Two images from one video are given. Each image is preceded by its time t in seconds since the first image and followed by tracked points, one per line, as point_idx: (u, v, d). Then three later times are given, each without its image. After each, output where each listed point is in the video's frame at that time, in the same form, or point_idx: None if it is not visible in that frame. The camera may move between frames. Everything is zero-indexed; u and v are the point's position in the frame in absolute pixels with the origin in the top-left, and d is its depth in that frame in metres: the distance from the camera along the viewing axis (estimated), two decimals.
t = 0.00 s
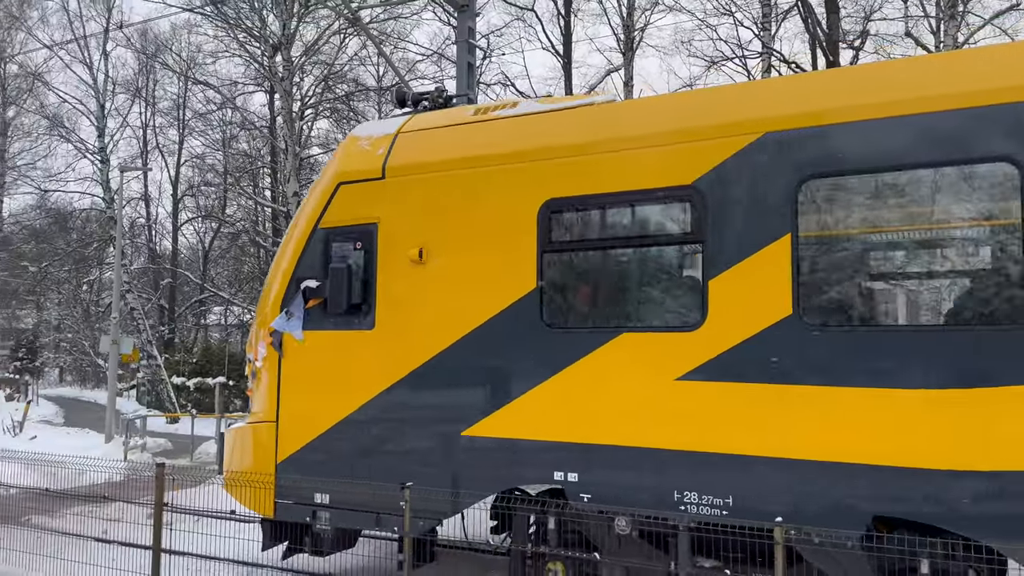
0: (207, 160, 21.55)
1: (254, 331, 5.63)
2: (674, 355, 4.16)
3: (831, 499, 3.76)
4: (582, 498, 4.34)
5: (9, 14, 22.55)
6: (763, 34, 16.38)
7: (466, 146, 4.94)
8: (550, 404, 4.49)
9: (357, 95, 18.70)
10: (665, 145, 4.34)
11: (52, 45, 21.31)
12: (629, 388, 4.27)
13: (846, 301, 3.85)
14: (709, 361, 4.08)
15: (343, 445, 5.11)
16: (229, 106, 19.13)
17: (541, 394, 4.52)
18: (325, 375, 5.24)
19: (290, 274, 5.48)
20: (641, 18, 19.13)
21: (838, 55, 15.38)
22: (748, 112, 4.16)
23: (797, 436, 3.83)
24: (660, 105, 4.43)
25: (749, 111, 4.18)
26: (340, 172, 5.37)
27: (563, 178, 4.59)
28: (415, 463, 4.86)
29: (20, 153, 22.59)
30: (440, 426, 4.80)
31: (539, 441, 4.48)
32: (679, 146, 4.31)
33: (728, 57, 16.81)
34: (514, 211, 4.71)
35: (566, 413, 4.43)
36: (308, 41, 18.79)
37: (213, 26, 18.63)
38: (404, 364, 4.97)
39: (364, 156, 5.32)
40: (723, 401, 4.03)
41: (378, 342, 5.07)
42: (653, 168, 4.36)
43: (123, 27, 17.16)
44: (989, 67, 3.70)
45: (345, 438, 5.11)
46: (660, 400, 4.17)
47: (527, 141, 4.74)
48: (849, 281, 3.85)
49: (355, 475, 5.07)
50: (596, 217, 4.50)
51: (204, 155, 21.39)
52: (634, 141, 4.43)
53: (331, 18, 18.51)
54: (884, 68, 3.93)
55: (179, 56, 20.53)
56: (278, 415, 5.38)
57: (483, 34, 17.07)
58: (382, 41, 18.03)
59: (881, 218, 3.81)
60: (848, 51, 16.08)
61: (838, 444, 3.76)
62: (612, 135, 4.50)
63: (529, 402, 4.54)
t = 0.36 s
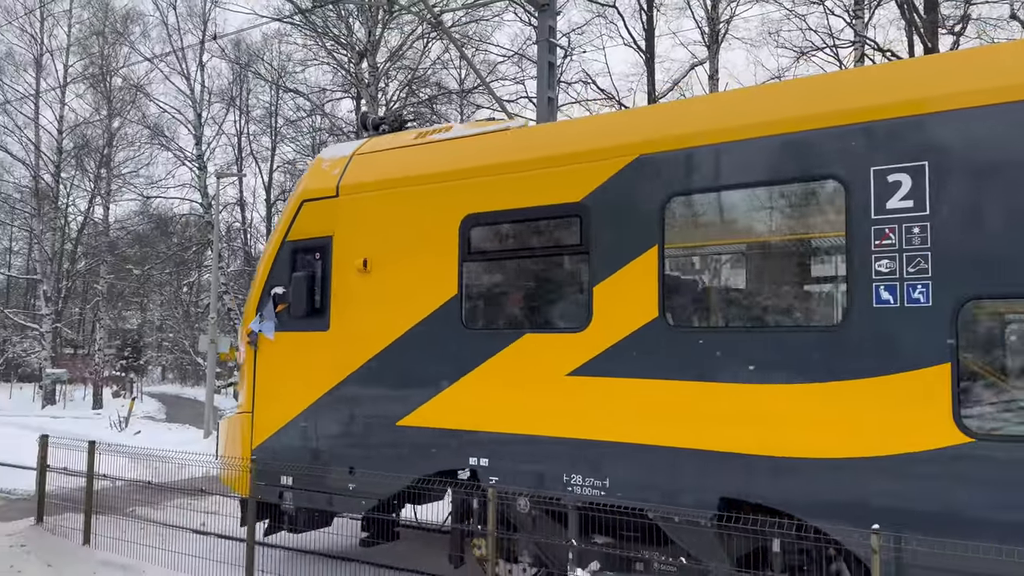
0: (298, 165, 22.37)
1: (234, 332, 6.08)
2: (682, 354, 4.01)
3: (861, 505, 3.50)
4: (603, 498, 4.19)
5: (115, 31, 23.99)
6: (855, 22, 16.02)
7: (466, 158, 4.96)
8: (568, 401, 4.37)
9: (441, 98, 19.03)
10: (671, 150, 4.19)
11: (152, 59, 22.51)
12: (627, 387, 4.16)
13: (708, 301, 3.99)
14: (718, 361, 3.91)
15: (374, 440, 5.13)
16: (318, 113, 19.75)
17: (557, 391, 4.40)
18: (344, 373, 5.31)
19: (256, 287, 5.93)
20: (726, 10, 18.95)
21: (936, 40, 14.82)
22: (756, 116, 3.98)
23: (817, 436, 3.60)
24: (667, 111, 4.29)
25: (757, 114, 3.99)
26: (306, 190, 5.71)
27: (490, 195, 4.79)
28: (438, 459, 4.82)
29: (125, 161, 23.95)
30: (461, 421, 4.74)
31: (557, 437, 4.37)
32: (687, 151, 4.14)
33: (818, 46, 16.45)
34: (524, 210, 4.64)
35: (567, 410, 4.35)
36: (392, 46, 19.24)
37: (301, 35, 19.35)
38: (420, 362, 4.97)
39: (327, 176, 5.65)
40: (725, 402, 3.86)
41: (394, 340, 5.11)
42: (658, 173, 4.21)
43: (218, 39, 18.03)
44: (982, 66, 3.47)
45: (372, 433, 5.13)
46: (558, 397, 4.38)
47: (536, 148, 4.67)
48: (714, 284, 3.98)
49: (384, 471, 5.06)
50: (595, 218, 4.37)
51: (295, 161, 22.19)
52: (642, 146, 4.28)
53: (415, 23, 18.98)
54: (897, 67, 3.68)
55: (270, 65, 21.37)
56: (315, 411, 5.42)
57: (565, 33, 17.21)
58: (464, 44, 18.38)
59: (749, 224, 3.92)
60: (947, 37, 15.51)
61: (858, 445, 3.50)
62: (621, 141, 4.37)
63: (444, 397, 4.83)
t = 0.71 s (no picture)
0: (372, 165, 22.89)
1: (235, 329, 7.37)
2: (689, 347, 4.43)
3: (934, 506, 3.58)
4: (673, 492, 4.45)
5: (197, 40, 25.05)
6: (940, 7, 15.60)
7: (541, 157, 5.30)
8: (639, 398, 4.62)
9: (510, 99, 19.13)
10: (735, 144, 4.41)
11: (232, 67, 23.39)
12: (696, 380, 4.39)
13: (636, 309, 4.70)
14: (723, 354, 4.30)
15: (454, 434, 5.48)
16: (390, 116, 20.10)
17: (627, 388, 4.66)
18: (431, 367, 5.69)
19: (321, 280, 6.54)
20: None
21: None
22: (815, 111, 4.17)
23: (878, 434, 3.75)
24: (731, 106, 4.51)
25: (816, 108, 4.17)
26: (287, 207, 6.94)
27: (417, 213, 5.89)
28: (515, 453, 5.14)
29: (207, 166, 24.92)
30: (537, 416, 5.05)
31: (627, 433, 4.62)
32: (751, 145, 4.35)
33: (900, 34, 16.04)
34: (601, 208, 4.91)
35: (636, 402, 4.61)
36: (462, 48, 19.48)
37: (374, 40, 19.80)
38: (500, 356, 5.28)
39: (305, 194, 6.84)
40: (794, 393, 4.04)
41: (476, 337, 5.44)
42: (725, 169, 4.42)
43: (295, 47, 18.64)
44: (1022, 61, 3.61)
45: (454, 427, 5.49)
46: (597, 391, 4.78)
47: (608, 146, 4.96)
48: (628, 291, 4.74)
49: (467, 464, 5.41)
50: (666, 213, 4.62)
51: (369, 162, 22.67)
52: (707, 142, 4.52)
53: (484, 24, 19.20)
54: (950, 62, 3.84)
55: (344, 70, 21.93)
56: (403, 406, 5.83)
57: (634, 29, 17.15)
58: (534, 44, 18.47)
59: (790, 225, 4.16)
60: None
61: (917, 442, 3.65)
62: (687, 137, 4.61)
63: (409, 389, 5.79)
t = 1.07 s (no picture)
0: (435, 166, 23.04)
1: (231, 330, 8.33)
2: (575, 344, 5.11)
3: None
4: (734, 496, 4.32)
5: (265, 47, 25.69)
6: None
7: (602, 153, 5.25)
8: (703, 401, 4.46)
9: (571, 97, 18.99)
10: (799, 138, 4.30)
11: (299, 72, 23.88)
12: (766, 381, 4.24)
13: (572, 305, 5.19)
14: (600, 349, 4.96)
15: (514, 433, 5.40)
16: (452, 117, 20.20)
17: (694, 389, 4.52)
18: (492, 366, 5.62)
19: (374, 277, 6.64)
20: None
21: None
22: (887, 103, 4.03)
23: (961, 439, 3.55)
24: (797, 99, 4.40)
25: (886, 99, 4.04)
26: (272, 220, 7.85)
27: (368, 229, 6.73)
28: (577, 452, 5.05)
29: (276, 170, 25.50)
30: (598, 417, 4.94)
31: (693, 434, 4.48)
32: (819, 138, 4.22)
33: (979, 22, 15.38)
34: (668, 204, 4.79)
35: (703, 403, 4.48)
36: (523, 47, 19.47)
37: (437, 42, 19.95)
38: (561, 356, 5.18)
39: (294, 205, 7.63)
40: (872, 396, 3.86)
41: (534, 336, 5.37)
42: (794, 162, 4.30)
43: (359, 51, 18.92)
44: None
45: (514, 426, 5.41)
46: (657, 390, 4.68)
47: (672, 140, 4.88)
48: (533, 294, 5.43)
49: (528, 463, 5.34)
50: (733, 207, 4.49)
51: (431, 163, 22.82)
52: (771, 135, 4.41)
53: (546, 23, 19.15)
54: None
55: (407, 73, 22.16)
56: (461, 404, 5.77)
57: (697, 24, 16.86)
58: (595, 41, 18.32)
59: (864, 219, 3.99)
60: None
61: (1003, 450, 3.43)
62: (752, 129, 4.51)
63: (364, 379, 6.60)
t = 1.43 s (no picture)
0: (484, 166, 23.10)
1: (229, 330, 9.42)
2: (486, 342, 6.00)
3: None
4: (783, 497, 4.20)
5: (318, 51, 26.12)
6: None
7: (649, 151, 5.20)
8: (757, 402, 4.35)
9: (620, 95, 18.85)
10: (848, 133, 4.20)
11: (351, 75, 24.20)
12: (819, 380, 4.11)
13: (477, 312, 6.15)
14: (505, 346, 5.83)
15: (563, 433, 5.37)
16: (501, 116, 20.25)
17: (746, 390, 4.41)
18: (539, 366, 5.59)
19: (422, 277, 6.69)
20: None
21: None
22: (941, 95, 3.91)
23: None
24: (849, 95, 4.30)
25: (936, 94, 3.93)
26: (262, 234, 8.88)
27: (336, 242, 7.71)
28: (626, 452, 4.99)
29: (328, 172, 25.91)
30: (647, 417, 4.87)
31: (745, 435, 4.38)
32: (871, 133, 4.11)
33: None
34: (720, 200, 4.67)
35: (752, 403, 4.37)
36: (572, 46, 19.43)
37: (486, 43, 20.02)
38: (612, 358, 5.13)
39: (325, 211, 8.03)
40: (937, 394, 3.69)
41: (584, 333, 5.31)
42: (846, 156, 4.17)
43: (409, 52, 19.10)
44: None
45: (563, 425, 5.37)
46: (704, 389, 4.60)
47: (720, 137, 4.80)
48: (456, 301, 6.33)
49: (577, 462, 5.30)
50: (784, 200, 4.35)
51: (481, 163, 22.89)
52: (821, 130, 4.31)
53: (595, 21, 19.07)
54: None
55: (457, 74, 22.28)
56: (510, 403, 5.75)
57: (749, 19, 16.62)
58: (645, 37, 18.18)
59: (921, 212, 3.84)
60: None
61: None
62: (801, 125, 4.42)
63: (331, 374, 7.56)
